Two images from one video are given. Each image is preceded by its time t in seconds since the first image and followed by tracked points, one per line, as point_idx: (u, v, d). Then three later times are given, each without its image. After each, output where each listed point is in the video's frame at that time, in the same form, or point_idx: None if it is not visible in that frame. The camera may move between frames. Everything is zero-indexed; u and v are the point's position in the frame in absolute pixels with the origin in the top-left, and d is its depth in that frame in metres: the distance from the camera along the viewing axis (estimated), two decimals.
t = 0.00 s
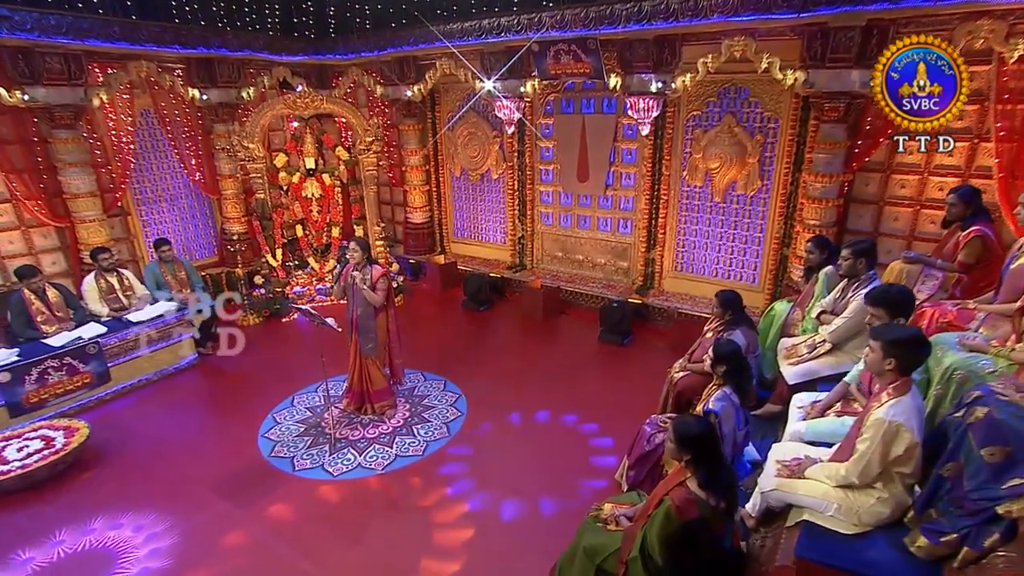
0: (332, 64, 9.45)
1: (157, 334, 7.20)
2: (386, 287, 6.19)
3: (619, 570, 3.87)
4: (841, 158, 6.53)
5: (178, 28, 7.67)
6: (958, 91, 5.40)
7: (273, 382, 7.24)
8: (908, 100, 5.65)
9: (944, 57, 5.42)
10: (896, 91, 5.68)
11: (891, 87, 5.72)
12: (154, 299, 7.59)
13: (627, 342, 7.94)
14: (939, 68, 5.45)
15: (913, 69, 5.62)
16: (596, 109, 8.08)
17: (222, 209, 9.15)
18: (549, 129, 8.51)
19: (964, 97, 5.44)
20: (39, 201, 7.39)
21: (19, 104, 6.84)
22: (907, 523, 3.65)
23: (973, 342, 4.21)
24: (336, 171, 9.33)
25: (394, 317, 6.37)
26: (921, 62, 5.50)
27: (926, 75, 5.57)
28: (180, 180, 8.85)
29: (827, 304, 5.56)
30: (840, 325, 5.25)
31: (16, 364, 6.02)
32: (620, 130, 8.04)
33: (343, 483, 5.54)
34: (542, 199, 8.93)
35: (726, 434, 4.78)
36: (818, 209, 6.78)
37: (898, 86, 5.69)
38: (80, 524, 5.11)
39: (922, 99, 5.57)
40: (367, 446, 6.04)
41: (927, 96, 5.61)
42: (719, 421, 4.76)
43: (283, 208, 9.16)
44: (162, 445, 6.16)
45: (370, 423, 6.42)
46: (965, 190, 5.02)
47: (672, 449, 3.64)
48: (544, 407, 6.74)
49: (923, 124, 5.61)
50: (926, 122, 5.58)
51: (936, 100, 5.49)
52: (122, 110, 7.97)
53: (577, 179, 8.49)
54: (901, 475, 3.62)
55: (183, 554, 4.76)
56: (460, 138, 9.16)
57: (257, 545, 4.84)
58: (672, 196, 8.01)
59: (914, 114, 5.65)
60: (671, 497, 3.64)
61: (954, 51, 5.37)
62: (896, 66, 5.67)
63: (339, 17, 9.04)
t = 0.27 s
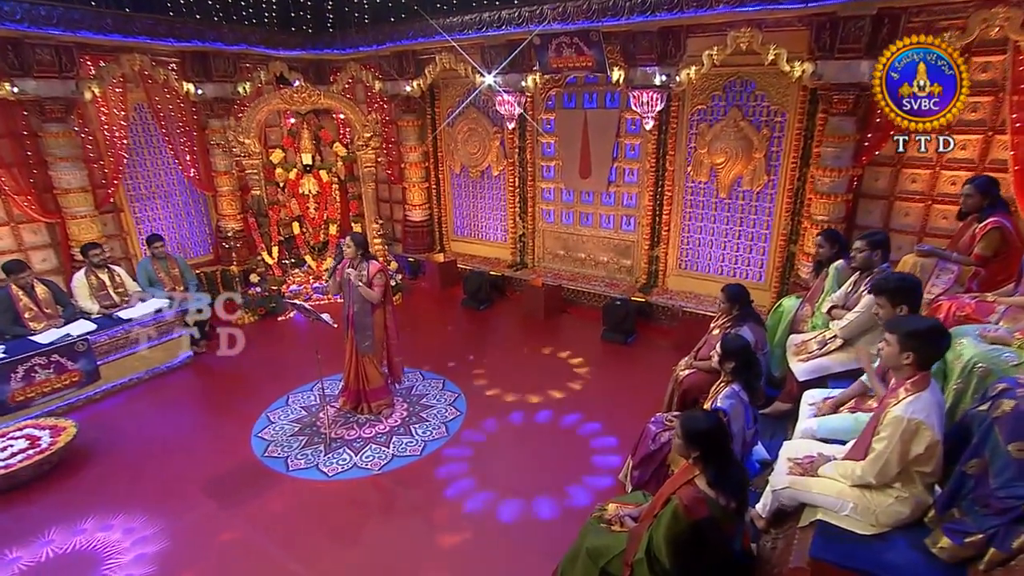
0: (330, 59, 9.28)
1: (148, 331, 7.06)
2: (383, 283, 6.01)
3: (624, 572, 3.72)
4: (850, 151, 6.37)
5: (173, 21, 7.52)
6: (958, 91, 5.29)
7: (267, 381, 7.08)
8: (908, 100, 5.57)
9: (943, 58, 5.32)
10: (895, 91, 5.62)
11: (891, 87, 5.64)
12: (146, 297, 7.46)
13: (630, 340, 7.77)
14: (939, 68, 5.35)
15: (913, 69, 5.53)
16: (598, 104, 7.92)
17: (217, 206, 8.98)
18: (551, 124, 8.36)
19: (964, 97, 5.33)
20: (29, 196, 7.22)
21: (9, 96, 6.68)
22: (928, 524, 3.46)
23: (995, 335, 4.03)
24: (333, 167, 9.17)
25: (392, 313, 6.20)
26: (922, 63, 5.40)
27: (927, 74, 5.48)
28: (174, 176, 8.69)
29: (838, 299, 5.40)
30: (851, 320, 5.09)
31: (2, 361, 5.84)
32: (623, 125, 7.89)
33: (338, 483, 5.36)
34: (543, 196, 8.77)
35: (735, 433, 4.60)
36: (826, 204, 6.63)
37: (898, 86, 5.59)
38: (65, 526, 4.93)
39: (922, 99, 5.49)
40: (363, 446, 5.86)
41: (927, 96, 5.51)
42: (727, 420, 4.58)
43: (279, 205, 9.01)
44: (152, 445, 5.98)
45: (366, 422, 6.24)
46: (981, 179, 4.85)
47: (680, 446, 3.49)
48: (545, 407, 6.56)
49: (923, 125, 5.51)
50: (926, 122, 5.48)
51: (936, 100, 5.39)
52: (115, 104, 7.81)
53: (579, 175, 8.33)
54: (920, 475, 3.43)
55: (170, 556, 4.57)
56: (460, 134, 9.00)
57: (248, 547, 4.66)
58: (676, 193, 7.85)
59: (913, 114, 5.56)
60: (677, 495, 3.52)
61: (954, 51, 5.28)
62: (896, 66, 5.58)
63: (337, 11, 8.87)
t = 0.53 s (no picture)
0: (325, 53, 9.11)
1: (135, 329, 6.91)
2: (377, 277, 5.84)
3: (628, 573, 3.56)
4: (856, 144, 6.22)
5: (162, 12, 7.34)
6: (958, 92, 5.13)
7: (259, 380, 6.90)
8: (908, 100, 5.42)
9: (943, 58, 5.15)
10: (895, 91, 5.47)
11: (891, 87, 5.50)
12: (133, 294, 7.31)
13: (631, 339, 7.61)
14: (939, 68, 5.20)
15: (913, 69, 5.40)
16: (598, 98, 7.77)
17: (209, 203, 8.79)
18: (550, 119, 8.20)
19: (964, 99, 5.19)
20: (14, 191, 7.04)
21: None
22: (946, 522, 3.28)
23: (1014, 324, 3.80)
24: (328, 163, 9.00)
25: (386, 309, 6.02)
26: (921, 62, 5.27)
27: (926, 74, 5.34)
28: (164, 172, 8.51)
29: (846, 292, 5.24)
30: (860, 313, 4.93)
31: None
32: (624, 120, 7.73)
33: (330, 484, 5.17)
34: (542, 192, 8.61)
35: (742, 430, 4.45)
36: (831, 198, 6.48)
37: (897, 86, 5.47)
38: (45, 528, 4.74)
39: (922, 99, 5.35)
40: (356, 446, 5.68)
41: (927, 96, 5.37)
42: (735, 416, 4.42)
43: (272, 202, 8.81)
44: (138, 445, 5.79)
45: (360, 422, 6.06)
46: (995, 168, 4.68)
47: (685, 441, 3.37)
48: (544, 406, 6.40)
49: (923, 125, 5.37)
50: (925, 123, 5.35)
51: (937, 100, 5.23)
52: (102, 97, 7.62)
53: (579, 171, 8.17)
54: (939, 470, 3.24)
55: (153, 560, 4.38)
56: (457, 129, 8.84)
57: (235, 550, 4.47)
58: (677, 188, 7.70)
59: (914, 114, 5.42)
60: (683, 492, 3.37)
61: (954, 51, 5.12)
62: (896, 66, 5.46)
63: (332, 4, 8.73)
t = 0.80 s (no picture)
0: (322, 48, 8.98)
1: (126, 327, 6.76)
2: (373, 273, 5.69)
3: None
4: (863, 138, 6.10)
5: (155, 5, 7.21)
6: (957, 91, 5.09)
7: (253, 379, 6.75)
8: (908, 99, 5.36)
9: (943, 57, 5.11)
10: (895, 90, 5.40)
11: (890, 86, 5.42)
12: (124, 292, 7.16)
13: (633, 337, 7.48)
14: (939, 68, 5.15)
15: (913, 70, 5.33)
16: (599, 92, 7.64)
17: (203, 200, 8.65)
18: (550, 115, 8.07)
19: (964, 99, 5.16)
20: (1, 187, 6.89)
21: None
22: (966, 521, 3.13)
23: None
24: (324, 160, 8.85)
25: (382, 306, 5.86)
26: (922, 62, 5.22)
27: (926, 74, 5.28)
28: (157, 168, 8.38)
29: (855, 286, 5.10)
30: (871, 307, 4.78)
31: None
32: (625, 115, 7.60)
33: (324, 485, 5.02)
34: (542, 189, 8.48)
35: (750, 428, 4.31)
36: (837, 194, 6.36)
37: (897, 87, 5.38)
38: (29, 530, 4.57)
39: (922, 99, 5.29)
40: (352, 446, 5.52)
41: (927, 96, 5.32)
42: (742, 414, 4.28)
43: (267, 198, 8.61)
44: (127, 445, 5.63)
45: (356, 421, 5.91)
46: (1008, 159, 4.57)
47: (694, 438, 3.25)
48: (544, 405, 6.25)
49: (923, 124, 5.30)
50: (926, 123, 5.29)
51: (936, 100, 5.19)
52: (93, 91, 7.48)
53: (579, 167, 8.04)
54: (959, 466, 3.07)
55: (139, 563, 4.22)
56: (456, 126, 8.71)
57: (225, 552, 4.30)
58: (679, 184, 7.57)
59: (914, 113, 5.35)
60: (691, 490, 3.23)
61: (954, 50, 5.08)
62: (896, 67, 5.36)
63: None
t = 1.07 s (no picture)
0: (319, 42, 8.83)
1: (116, 324, 6.60)
2: (371, 268, 5.51)
3: None
4: (873, 131, 5.94)
5: None
6: (958, 91, 4.88)
7: (247, 377, 6.57)
8: (908, 100, 5.09)
9: (943, 58, 4.88)
10: (895, 91, 5.11)
11: (890, 87, 5.13)
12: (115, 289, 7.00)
13: (637, 336, 7.31)
14: (939, 68, 4.91)
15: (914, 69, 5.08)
16: (602, 86, 7.49)
17: (197, 197, 8.47)
18: (552, 109, 7.92)
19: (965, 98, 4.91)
20: None
21: None
22: (996, 521, 2.94)
23: None
24: (321, 156, 8.69)
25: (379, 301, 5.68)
26: (921, 62, 4.99)
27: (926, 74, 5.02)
28: (151, 164, 8.23)
29: (869, 280, 4.91)
30: (885, 302, 4.59)
31: None
32: (629, 109, 7.44)
33: (319, 486, 4.83)
34: (543, 185, 8.32)
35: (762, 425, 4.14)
36: (847, 188, 6.20)
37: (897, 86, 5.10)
38: (11, 533, 4.38)
39: (923, 99, 5.02)
40: (348, 446, 5.34)
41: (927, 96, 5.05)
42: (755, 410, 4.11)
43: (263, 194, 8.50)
44: (116, 444, 5.44)
45: (353, 421, 5.72)
46: None
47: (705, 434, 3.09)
48: (547, 405, 6.07)
49: (922, 125, 5.05)
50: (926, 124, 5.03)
51: (937, 100, 4.92)
52: (84, 84, 7.32)
53: (581, 163, 7.88)
54: (988, 460, 2.88)
55: (125, 567, 4.03)
56: (456, 121, 8.55)
57: (215, 556, 4.12)
58: (684, 180, 7.41)
59: (914, 114, 5.08)
60: (702, 488, 3.05)
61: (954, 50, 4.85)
62: (896, 66, 5.08)
63: None
